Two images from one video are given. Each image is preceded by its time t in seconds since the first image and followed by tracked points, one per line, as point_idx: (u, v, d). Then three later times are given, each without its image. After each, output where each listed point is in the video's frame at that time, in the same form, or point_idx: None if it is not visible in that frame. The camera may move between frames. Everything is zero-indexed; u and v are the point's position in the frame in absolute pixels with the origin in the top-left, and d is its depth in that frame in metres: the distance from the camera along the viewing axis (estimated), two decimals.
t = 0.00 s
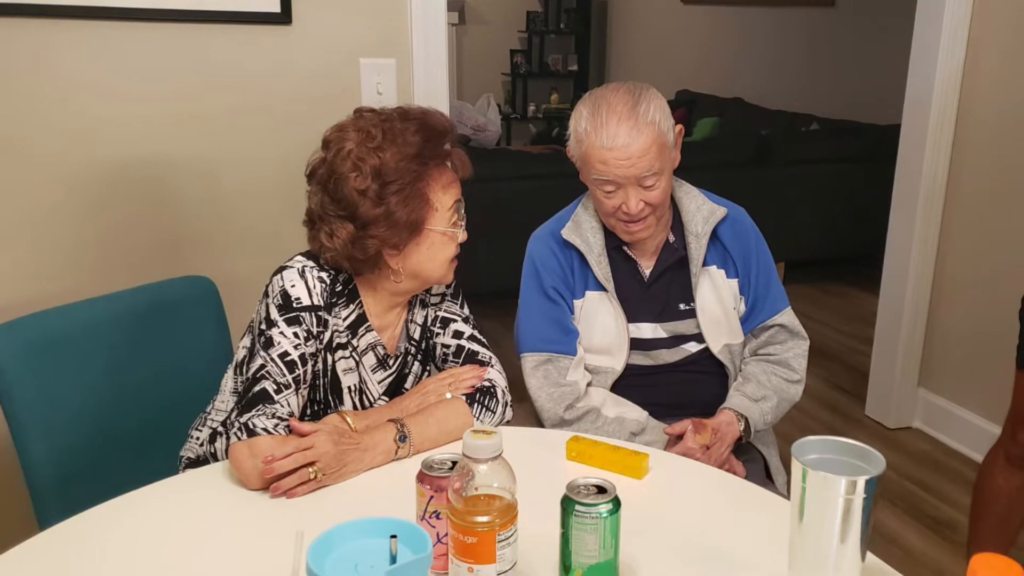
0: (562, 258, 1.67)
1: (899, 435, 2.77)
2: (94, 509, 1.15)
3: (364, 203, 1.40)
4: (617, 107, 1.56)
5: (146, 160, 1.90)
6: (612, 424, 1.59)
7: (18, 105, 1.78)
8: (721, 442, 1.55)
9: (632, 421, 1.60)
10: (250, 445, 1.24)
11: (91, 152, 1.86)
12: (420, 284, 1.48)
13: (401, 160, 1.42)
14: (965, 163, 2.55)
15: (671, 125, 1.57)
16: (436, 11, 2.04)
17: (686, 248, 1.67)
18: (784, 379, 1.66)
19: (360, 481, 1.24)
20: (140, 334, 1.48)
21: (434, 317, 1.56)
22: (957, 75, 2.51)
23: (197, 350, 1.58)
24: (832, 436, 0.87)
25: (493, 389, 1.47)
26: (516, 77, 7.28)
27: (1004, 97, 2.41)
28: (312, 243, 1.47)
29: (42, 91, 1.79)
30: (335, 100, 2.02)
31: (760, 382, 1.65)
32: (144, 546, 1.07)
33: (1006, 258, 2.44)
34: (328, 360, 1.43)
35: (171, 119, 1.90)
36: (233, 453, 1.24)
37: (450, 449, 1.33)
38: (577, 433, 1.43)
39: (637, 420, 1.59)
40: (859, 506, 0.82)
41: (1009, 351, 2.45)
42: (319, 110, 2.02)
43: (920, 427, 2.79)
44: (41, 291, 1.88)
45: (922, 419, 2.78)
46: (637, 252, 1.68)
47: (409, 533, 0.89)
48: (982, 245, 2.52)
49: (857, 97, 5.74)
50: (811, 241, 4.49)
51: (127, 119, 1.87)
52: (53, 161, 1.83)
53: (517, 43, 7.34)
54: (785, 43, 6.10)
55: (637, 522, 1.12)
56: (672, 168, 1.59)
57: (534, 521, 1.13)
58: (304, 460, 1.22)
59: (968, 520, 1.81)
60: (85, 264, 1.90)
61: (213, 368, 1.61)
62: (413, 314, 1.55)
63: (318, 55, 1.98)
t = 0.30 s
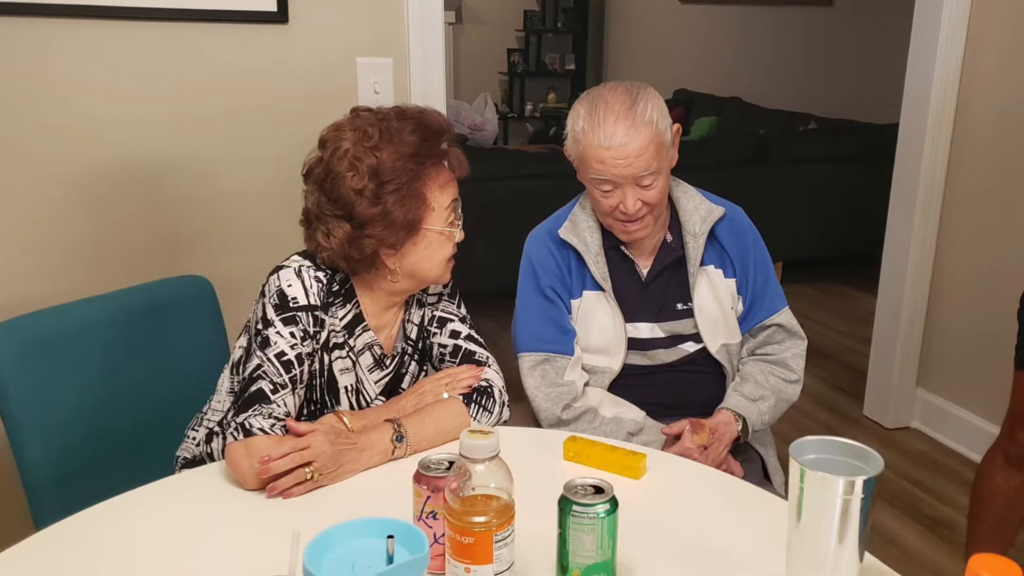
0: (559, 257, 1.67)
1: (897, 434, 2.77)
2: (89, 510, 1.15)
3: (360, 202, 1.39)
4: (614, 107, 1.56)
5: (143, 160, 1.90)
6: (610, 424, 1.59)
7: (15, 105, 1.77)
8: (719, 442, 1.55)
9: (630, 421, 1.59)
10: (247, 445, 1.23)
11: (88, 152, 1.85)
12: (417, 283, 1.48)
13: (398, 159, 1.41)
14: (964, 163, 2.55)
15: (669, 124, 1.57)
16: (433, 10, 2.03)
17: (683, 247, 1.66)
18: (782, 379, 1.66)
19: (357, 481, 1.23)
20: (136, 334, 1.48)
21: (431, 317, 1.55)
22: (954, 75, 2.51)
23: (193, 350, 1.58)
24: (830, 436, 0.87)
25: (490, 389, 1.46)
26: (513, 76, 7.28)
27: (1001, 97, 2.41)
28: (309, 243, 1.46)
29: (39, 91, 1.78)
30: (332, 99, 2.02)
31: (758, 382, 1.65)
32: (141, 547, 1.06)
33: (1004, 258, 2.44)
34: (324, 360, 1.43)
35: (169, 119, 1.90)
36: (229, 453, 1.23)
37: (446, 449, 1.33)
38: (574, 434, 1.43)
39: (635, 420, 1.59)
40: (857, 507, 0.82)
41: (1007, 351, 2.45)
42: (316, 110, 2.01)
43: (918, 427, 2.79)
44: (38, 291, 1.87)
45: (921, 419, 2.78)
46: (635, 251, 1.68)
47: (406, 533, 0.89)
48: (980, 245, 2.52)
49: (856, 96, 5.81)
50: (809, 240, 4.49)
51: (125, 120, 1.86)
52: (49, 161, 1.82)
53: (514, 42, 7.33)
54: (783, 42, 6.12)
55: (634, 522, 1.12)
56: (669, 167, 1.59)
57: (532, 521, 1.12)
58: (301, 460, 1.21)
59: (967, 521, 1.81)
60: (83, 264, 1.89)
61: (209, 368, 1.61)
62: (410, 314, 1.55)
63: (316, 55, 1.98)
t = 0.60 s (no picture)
0: (556, 256, 1.66)
1: (895, 434, 2.77)
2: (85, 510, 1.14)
3: (358, 202, 1.39)
4: (612, 106, 1.55)
5: (141, 160, 1.89)
6: (607, 424, 1.59)
7: (12, 105, 1.77)
8: (717, 442, 1.55)
9: (627, 422, 1.59)
10: (243, 445, 1.23)
11: (86, 151, 1.84)
12: (413, 283, 1.47)
13: (395, 159, 1.40)
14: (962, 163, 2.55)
15: (666, 123, 1.57)
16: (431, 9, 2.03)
17: (681, 247, 1.66)
18: (780, 379, 1.65)
19: (354, 481, 1.23)
20: (132, 334, 1.47)
21: (428, 317, 1.55)
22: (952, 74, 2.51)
23: (190, 350, 1.57)
24: (828, 436, 0.86)
25: (487, 389, 1.46)
26: (510, 75, 7.27)
27: (999, 96, 2.41)
28: (306, 243, 1.45)
29: (36, 90, 1.78)
30: (330, 98, 2.01)
31: (756, 381, 1.64)
32: (136, 547, 1.06)
33: (1002, 258, 2.44)
34: (321, 360, 1.42)
35: (167, 118, 1.89)
36: (225, 453, 1.22)
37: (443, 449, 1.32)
38: (571, 433, 1.42)
39: (632, 420, 1.59)
40: (854, 507, 0.82)
41: (1005, 351, 2.45)
42: (313, 109, 2.00)
43: (916, 427, 2.79)
44: (35, 290, 1.86)
45: (919, 419, 2.78)
46: (633, 251, 1.67)
47: (403, 532, 0.89)
48: (978, 245, 2.53)
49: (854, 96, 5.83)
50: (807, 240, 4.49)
51: (123, 119, 1.86)
52: (45, 161, 1.81)
53: (512, 41, 7.32)
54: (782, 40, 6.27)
55: (632, 522, 1.12)
56: (667, 167, 1.58)
57: (530, 521, 1.12)
58: (297, 460, 1.21)
59: (965, 521, 1.81)
60: (80, 264, 1.89)
61: (206, 367, 1.60)
62: (407, 313, 1.54)
63: (313, 55, 1.97)
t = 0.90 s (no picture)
0: (553, 255, 1.66)
1: (893, 435, 2.77)
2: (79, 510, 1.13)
3: (354, 202, 1.38)
4: (609, 105, 1.55)
5: (138, 159, 1.88)
6: (605, 424, 1.58)
7: (8, 104, 1.76)
8: (714, 442, 1.54)
9: (624, 422, 1.59)
10: (239, 445, 1.22)
11: (82, 150, 1.84)
12: (410, 282, 1.46)
13: (392, 159, 1.40)
14: (960, 162, 2.55)
15: (663, 123, 1.56)
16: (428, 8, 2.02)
17: (678, 246, 1.66)
18: (778, 379, 1.65)
19: (350, 481, 1.22)
20: (128, 334, 1.46)
21: (425, 316, 1.54)
22: (951, 74, 2.50)
23: (186, 350, 1.56)
24: (826, 436, 0.86)
25: (484, 389, 1.45)
26: (507, 74, 7.26)
27: (998, 96, 2.41)
28: (302, 242, 1.45)
29: (32, 88, 1.77)
30: (327, 97, 2.01)
31: (753, 382, 1.64)
32: (132, 547, 1.05)
33: (999, 258, 2.44)
34: (317, 360, 1.42)
35: (164, 117, 1.88)
36: (220, 453, 1.22)
37: (439, 449, 1.32)
38: (568, 433, 1.42)
39: (629, 420, 1.58)
40: (853, 508, 0.81)
41: (1003, 351, 2.45)
42: (309, 108, 1.99)
43: (914, 427, 2.79)
44: (31, 290, 1.85)
45: (917, 419, 2.78)
46: (630, 250, 1.67)
47: (400, 532, 0.88)
48: (976, 245, 2.53)
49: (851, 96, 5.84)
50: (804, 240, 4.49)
51: (119, 118, 1.85)
52: (41, 159, 1.81)
53: (509, 40, 7.31)
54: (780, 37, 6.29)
55: (629, 523, 1.11)
56: (664, 166, 1.58)
57: (527, 522, 1.11)
58: (294, 460, 1.20)
59: (963, 521, 1.81)
60: (77, 264, 1.88)
61: (203, 367, 1.59)
62: (404, 313, 1.53)
63: (309, 53, 1.96)
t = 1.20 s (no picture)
0: (551, 255, 1.65)
1: (891, 435, 2.77)
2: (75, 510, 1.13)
3: (351, 202, 1.38)
4: (606, 105, 1.54)
5: (135, 158, 1.88)
6: (602, 424, 1.58)
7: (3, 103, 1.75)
8: (712, 442, 1.54)
9: (622, 421, 1.58)
10: (235, 445, 1.22)
11: (79, 150, 1.83)
12: (407, 282, 1.46)
13: (388, 158, 1.39)
14: (958, 162, 2.55)
15: (661, 122, 1.56)
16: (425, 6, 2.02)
17: (676, 246, 1.65)
18: (776, 379, 1.65)
19: (347, 481, 1.22)
20: (124, 334, 1.45)
21: (422, 316, 1.54)
22: (949, 73, 2.50)
23: (182, 349, 1.55)
24: (824, 436, 0.86)
25: (481, 389, 1.45)
26: (504, 73, 7.26)
27: (996, 95, 2.41)
28: (299, 242, 1.44)
29: (28, 88, 1.76)
30: (323, 96, 2.00)
31: (751, 381, 1.64)
32: (130, 547, 1.05)
33: (997, 257, 2.44)
34: (314, 360, 1.41)
35: (160, 116, 1.88)
36: (216, 453, 1.22)
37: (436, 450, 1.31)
38: (565, 433, 1.41)
39: (627, 420, 1.58)
40: (851, 508, 0.81)
41: (1001, 351, 2.45)
42: (306, 107, 1.99)
43: (913, 427, 2.79)
44: (27, 290, 1.84)
45: (915, 419, 2.78)
46: (628, 250, 1.66)
47: (397, 532, 0.87)
48: (974, 245, 2.53)
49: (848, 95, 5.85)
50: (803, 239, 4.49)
51: (116, 117, 1.84)
52: (36, 159, 1.80)
53: (506, 39, 7.30)
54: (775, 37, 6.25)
55: (627, 523, 1.11)
56: (662, 165, 1.57)
57: (524, 522, 1.11)
58: (290, 460, 1.20)
59: (962, 521, 1.81)
60: (73, 264, 1.87)
61: (199, 366, 1.59)
62: (401, 313, 1.53)
63: (306, 52, 1.96)
